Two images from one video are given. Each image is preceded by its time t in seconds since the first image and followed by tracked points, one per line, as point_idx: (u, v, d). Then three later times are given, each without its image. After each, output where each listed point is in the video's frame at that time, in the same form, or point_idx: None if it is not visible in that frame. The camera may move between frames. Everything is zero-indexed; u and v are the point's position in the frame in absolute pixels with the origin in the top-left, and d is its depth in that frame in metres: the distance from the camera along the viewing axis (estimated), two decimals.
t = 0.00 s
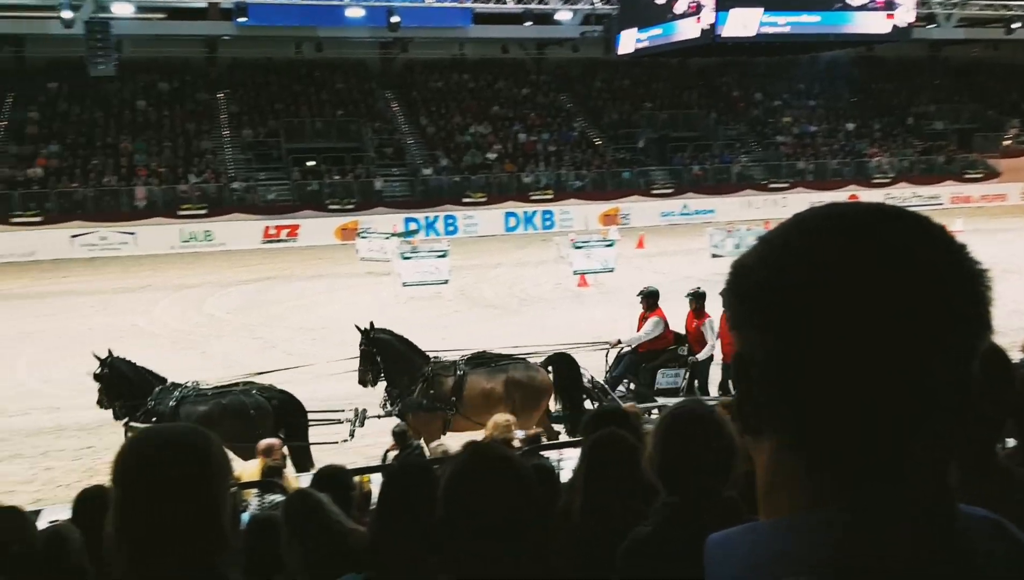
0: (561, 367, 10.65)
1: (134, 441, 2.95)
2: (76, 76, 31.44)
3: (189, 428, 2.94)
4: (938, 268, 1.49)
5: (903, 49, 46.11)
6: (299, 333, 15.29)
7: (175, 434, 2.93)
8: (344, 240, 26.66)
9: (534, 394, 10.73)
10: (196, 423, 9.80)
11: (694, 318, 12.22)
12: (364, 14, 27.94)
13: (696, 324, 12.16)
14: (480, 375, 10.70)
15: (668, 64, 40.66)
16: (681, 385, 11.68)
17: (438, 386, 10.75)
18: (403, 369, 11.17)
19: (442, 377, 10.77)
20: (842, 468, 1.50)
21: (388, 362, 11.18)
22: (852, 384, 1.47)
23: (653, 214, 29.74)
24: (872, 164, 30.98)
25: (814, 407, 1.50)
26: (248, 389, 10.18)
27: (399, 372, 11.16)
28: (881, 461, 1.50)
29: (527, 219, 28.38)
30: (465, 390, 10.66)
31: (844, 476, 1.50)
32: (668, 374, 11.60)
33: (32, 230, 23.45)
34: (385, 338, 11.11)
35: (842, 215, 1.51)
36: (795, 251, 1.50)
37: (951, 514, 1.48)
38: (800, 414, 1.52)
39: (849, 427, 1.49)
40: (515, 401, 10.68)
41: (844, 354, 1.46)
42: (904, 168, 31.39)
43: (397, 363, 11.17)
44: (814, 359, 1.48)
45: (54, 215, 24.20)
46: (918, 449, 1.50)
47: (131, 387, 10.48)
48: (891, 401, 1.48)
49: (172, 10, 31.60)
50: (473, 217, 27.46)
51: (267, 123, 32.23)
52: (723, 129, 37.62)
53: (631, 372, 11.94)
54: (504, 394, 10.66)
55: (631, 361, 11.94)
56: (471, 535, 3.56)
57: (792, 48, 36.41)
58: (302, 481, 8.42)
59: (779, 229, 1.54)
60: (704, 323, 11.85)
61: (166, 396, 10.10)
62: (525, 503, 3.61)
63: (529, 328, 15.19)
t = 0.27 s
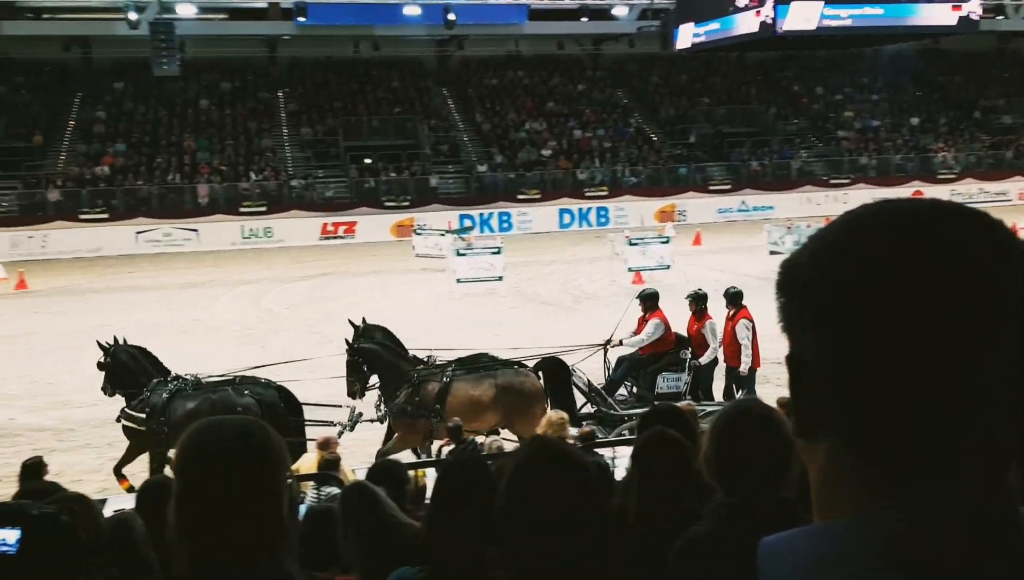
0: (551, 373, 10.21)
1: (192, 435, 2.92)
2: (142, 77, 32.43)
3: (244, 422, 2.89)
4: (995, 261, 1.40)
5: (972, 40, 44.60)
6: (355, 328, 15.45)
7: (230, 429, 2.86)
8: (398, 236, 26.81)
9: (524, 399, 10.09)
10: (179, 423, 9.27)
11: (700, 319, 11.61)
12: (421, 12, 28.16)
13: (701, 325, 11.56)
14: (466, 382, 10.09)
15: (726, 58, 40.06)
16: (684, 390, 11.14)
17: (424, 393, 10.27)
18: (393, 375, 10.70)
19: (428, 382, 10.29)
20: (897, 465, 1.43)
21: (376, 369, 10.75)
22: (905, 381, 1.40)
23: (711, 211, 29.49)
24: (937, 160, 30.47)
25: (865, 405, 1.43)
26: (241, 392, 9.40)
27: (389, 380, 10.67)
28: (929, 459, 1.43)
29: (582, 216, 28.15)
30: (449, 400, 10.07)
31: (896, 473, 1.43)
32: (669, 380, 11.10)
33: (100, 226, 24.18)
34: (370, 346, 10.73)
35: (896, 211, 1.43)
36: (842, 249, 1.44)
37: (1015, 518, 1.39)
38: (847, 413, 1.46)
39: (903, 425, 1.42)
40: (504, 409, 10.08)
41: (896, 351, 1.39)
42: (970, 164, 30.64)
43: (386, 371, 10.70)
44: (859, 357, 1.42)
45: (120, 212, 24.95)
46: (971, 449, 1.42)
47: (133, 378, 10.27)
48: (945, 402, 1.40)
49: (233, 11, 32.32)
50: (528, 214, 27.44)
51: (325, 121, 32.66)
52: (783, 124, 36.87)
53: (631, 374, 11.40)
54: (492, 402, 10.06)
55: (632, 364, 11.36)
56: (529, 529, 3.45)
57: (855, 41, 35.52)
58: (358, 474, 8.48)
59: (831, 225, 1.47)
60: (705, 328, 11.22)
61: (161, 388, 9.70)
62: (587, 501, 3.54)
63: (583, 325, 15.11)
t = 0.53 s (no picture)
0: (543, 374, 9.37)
1: (246, 427, 2.71)
2: (208, 76, 33.25)
3: (298, 412, 2.68)
4: None
5: None
6: (410, 324, 15.49)
7: (285, 420, 2.66)
8: (455, 234, 26.78)
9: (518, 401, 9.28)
10: (176, 412, 9.29)
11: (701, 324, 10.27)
12: (479, 11, 28.17)
13: (702, 330, 10.23)
14: (453, 379, 9.33)
15: (790, 54, 39.23)
16: (684, 398, 9.85)
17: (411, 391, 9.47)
18: (382, 374, 9.89)
19: (414, 381, 9.50)
20: (961, 465, 1.33)
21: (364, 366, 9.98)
22: (968, 383, 1.31)
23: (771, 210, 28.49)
24: (1008, 159, 29.91)
25: (928, 405, 1.34)
26: (233, 379, 9.40)
27: (377, 378, 9.87)
28: (999, 458, 1.33)
29: (639, 214, 27.67)
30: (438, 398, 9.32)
31: (962, 470, 1.33)
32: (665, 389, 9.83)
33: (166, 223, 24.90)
34: (358, 341, 9.90)
35: (962, 207, 1.34)
36: (899, 245, 1.35)
37: None
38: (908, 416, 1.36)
39: (971, 426, 1.32)
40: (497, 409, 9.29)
41: (958, 351, 1.31)
42: None
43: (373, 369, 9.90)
44: (921, 355, 1.33)
45: (184, 209, 25.85)
46: None
47: (135, 368, 10.03)
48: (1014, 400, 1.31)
49: (296, 11, 32.80)
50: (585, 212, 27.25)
51: (384, 119, 33.17)
52: (848, 121, 35.89)
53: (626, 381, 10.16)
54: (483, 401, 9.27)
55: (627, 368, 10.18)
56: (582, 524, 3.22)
57: (925, 36, 34.36)
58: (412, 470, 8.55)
59: (895, 220, 1.36)
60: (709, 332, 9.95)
61: (159, 377, 9.58)
62: (638, 499, 3.25)
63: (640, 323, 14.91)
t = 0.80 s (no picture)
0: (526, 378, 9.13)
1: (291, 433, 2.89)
2: (265, 76, 33.88)
3: (351, 412, 2.82)
4: None
5: None
6: (460, 322, 15.55)
7: (338, 416, 2.84)
8: (506, 234, 27.03)
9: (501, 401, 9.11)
10: (171, 406, 9.41)
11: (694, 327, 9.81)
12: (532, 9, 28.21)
13: (693, 333, 9.80)
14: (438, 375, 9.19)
15: (847, 52, 38.51)
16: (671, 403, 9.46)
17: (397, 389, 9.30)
18: (367, 368, 9.63)
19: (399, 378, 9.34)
20: (1010, 464, 1.43)
21: (352, 359, 9.71)
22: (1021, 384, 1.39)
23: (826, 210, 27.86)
24: None
25: (976, 405, 1.42)
26: (225, 377, 9.46)
27: (362, 372, 9.64)
28: None
29: (692, 214, 27.50)
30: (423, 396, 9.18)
31: (1009, 469, 1.43)
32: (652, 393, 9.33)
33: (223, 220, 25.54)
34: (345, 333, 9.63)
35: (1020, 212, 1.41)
36: (958, 248, 1.43)
37: None
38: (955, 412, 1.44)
39: (1022, 428, 1.41)
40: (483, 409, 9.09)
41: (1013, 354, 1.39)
42: None
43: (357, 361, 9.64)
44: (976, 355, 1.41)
45: (241, 206, 26.32)
46: None
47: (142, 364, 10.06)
48: None
49: (350, 12, 33.18)
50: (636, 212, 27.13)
51: (436, 118, 33.20)
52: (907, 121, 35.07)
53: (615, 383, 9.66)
54: (470, 400, 9.10)
55: (616, 371, 9.71)
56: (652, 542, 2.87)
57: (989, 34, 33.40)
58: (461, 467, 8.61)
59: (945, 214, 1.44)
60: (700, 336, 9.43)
61: (162, 370, 9.73)
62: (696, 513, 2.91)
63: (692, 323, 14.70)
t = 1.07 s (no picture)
0: (502, 384, 8.65)
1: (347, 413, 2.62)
2: (311, 76, 34.36)
3: (398, 406, 2.58)
4: None
5: None
6: (501, 321, 15.47)
7: (384, 410, 2.58)
8: (548, 233, 26.91)
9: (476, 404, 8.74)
10: (167, 399, 9.51)
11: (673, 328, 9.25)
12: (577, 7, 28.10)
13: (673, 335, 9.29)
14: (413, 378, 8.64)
15: (897, 50, 37.82)
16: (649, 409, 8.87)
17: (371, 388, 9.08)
18: (351, 369, 9.32)
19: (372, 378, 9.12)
20: None
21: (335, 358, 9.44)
22: None
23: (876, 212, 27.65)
24: None
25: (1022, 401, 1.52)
26: (216, 374, 9.33)
27: (344, 371, 9.36)
28: None
29: (738, 215, 27.36)
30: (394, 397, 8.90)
31: None
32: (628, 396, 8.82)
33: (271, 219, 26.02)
34: (328, 330, 9.40)
35: None
36: (1005, 253, 1.51)
37: None
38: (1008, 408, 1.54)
39: None
40: (456, 411, 8.79)
41: None
42: None
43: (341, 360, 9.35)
44: (1019, 355, 1.51)
45: (287, 204, 26.84)
46: None
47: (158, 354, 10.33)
48: None
49: (396, 12, 33.54)
50: (680, 212, 26.99)
51: (480, 117, 33.15)
52: (960, 121, 34.31)
53: (593, 386, 9.24)
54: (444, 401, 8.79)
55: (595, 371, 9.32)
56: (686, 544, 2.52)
57: None
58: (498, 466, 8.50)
59: (1010, 219, 1.53)
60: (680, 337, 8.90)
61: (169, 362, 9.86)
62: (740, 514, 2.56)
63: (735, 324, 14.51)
